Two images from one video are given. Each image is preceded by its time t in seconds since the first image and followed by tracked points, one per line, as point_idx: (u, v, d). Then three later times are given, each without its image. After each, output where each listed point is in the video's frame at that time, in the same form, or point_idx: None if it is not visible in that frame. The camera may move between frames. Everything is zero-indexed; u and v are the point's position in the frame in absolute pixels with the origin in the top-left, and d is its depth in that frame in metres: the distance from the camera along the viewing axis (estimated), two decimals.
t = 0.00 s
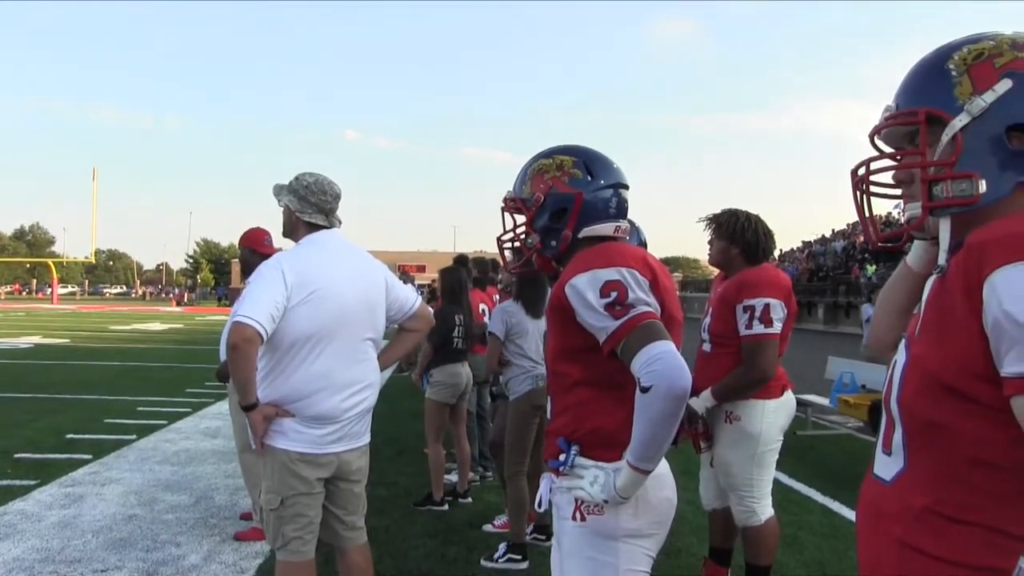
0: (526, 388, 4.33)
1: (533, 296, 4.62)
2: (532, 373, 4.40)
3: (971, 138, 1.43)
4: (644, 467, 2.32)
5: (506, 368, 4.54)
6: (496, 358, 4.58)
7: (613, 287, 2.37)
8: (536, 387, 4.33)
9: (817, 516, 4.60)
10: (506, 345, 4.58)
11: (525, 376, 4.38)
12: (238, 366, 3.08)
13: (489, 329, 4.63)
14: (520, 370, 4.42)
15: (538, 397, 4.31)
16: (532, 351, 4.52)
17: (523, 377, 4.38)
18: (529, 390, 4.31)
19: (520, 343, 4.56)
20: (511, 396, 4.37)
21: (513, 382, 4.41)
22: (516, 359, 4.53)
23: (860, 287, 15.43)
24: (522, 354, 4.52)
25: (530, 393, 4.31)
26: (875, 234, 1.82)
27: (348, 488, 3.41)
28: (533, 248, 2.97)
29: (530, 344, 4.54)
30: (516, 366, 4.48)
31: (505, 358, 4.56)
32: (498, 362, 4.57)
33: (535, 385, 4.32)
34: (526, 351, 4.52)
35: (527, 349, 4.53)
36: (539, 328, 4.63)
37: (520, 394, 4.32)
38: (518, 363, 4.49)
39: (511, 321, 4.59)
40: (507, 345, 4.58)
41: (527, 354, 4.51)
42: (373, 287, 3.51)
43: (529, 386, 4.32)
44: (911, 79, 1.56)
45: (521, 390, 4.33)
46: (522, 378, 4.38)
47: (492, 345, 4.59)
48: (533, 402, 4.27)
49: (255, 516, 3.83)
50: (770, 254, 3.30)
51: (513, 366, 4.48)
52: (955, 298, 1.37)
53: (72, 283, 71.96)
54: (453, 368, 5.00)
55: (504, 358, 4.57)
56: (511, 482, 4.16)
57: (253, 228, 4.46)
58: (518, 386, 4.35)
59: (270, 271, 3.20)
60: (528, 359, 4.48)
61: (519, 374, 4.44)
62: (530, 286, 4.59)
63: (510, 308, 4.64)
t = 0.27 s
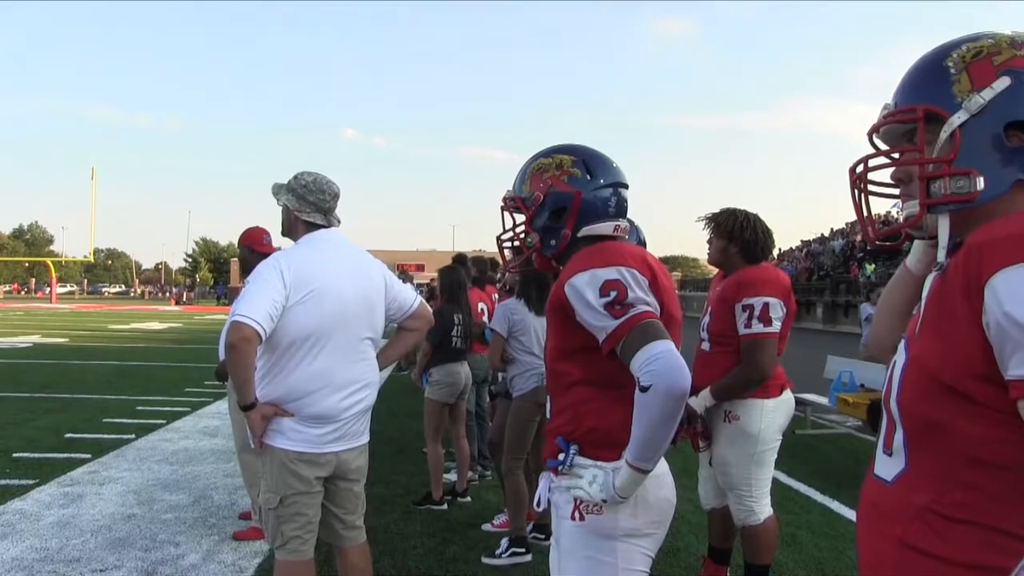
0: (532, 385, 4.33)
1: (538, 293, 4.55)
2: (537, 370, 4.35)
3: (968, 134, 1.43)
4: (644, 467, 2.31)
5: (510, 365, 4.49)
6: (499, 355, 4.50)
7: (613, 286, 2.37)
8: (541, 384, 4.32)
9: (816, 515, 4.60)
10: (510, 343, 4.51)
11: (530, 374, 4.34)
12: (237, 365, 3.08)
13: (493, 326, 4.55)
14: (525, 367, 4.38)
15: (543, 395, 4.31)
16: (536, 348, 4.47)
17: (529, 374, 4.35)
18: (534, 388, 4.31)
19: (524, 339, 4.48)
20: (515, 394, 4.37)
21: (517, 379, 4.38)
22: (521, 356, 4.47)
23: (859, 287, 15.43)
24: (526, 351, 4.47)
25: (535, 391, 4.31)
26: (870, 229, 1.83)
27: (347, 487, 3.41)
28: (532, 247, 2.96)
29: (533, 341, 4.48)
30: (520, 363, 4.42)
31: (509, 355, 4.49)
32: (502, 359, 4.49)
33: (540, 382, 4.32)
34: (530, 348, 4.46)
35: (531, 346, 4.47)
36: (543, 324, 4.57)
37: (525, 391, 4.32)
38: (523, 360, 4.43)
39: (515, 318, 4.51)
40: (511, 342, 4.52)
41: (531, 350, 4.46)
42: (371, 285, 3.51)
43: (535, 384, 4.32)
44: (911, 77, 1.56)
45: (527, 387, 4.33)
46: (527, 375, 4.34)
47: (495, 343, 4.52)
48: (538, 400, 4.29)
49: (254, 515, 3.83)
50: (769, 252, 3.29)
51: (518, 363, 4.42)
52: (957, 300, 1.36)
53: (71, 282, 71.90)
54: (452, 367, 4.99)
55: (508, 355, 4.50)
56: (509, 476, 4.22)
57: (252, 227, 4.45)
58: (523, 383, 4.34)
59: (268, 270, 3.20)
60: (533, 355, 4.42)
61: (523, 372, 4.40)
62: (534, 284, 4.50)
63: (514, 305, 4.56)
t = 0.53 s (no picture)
0: (536, 383, 4.31)
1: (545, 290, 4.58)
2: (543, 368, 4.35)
3: (971, 131, 1.43)
4: (646, 465, 2.31)
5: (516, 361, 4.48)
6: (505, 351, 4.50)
7: (615, 283, 2.36)
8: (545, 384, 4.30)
9: (817, 513, 4.60)
10: (517, 339, 4.52)
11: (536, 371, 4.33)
12: (238, 363, 3.08)
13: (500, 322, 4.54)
14: (530, 363, 4.38)
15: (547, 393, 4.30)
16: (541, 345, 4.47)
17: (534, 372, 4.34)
18: (539, 385, 4.30)
19: (531, 336, 4.50)
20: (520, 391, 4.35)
21: (521, 376, 4.38)
22: (527, 353, 4.46)
23: (860, 285, 15.43)
24: (532, 348, 4.47)
25: (540, 388, 4.29)
26: (872, 225, 1.83)
27: (348, 485, 3.41)
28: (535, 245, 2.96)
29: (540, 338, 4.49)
30: (526, 360, 4.43)
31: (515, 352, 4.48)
32: (507, 355, 4.49)
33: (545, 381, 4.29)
34: (536, 345, 4.47)
35: (537, 343, 4.48)
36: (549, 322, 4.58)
37: (530, 389, 4.30)
38: (529, 357, 4.44)
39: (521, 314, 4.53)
40: (517, 338, 4.52)
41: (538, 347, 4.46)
42: (373, 283, 3.51)
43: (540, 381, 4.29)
44: (913, 74, 1.56)
45: (531, 385, 4.31)
46: (532, 372, 4.34)
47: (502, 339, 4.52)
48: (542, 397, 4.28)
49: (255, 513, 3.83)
50: (770, 250, 3.29)
51: (523, 360, 4.43)
52: (961, 296, 1.36)
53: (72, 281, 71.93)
54: (454, 365, 4.99)
55: (514, 352, 4.49)
56: (512, 473, 4.25)
57: (254, 225, 4.46)
58: (528, 380, 4.32)
59: (270, 268, 3.20)
60: (539, 352, 4.43)
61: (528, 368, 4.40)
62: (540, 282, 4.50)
63: (521, 303, 4.58)
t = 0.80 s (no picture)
0: (538, 379, 4.31)
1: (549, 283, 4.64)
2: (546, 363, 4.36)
3: (973, 127, 1.42)
4: (645, 458, 2.31)
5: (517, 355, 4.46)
6: (509, 343, 4.46)
7: (615, 277, 2.36)
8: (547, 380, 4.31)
9: (814, 507, 4.61)
10: (521, 333, 4.51)
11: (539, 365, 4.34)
12: (237, 356, 3.08)
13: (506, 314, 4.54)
14: (533, 359, 4.38)
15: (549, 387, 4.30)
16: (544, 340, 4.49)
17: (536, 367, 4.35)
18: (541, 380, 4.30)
19: (536, 330, 4.51)
20: (522, 386, 4.35)
21: (522, 371, 4.38)
22: (529, 347, 4.45)
23: (858, 280, 15.44)
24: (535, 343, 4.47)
25: (542, 384, 4.29)
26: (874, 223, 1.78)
27: (347, 478, 3.41)
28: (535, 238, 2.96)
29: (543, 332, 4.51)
30: (528, 355, 4.42)
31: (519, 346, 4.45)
32: (510, 349, 4.43)
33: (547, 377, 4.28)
34: (539, 340, 4.47)
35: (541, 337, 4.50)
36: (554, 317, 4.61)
37: (532, 384, 4.30)
38: (532, 352, 4.43)
39: (526, 308, 4.56)
40: (521, 332, 4.51)
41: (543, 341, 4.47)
42: (373, 276, 3.51)
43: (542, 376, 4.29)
44: (918, 68, 1.55)
45: (534, 380, 4.31)
46: (534, 367, 4.34)
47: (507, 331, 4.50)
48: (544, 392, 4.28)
49: (253, 506, 3.83)
50: (769, 243, 3.29)
51: (524, 355, 4.42)
52: (968, 291, 1.37)
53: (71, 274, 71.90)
54: (453, 358, 5.00)
55: (517, 346, 4.45)
56: (514, 467, 4.27)
57: (252, 218, 4.45)
58: (531, 375, 4.32)
59: (269, 261, 3.19)
60: (542, 348, 4.43)
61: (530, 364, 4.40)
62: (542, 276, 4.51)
63: (527, 297, 4.62)
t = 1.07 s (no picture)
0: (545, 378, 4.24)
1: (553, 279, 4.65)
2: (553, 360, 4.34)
3: (973, 117, 1.41)
4: (649, 454, 2.31)
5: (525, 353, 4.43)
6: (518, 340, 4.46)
7: (618, 272, 2.35)
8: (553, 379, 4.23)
9: (817, 502, 4.61)
10: (530, 330, 4.52)
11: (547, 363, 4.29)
12: (239, 353, 3.08)
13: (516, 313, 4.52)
14: (539, 357, 4.33)
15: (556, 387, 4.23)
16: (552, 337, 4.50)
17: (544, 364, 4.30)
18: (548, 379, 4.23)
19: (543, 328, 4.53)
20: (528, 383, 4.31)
21: (529, 369, 4.33)
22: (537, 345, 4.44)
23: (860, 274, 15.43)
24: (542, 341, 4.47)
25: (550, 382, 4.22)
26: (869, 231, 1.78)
27: (350, 474, 3.41)
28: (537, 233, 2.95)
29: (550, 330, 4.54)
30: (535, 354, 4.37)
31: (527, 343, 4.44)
32: (519, 346, 4.44)
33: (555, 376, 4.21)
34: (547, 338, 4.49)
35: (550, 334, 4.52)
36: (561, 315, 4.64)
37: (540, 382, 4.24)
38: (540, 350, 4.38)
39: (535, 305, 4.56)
40: (529, 329, 4.52)
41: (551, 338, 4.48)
42: (375, 273, 3.51)
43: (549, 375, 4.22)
44: (924, 61, 1.54)
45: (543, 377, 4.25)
46: (542, 365, 4.30)
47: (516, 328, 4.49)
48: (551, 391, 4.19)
49: (257, 502, 3.84)
50: (772, 238, 3.28)
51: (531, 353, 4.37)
52: (978, 281, 1.39)
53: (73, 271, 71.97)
54: (456, 354, 4.99)
55: (526, 344, 4.43)
56: (520, 464, 4.26)
57: (254, 215, 4.45)
58: (539, 372, 4.27)
59: (271, 258, 3.19)
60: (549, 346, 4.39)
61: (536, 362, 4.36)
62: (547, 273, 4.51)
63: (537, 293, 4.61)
